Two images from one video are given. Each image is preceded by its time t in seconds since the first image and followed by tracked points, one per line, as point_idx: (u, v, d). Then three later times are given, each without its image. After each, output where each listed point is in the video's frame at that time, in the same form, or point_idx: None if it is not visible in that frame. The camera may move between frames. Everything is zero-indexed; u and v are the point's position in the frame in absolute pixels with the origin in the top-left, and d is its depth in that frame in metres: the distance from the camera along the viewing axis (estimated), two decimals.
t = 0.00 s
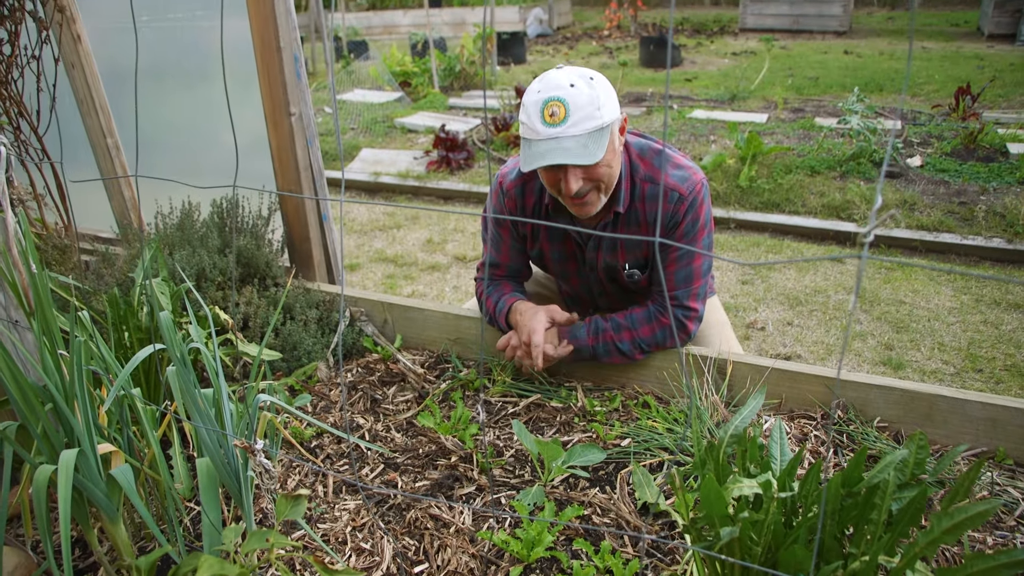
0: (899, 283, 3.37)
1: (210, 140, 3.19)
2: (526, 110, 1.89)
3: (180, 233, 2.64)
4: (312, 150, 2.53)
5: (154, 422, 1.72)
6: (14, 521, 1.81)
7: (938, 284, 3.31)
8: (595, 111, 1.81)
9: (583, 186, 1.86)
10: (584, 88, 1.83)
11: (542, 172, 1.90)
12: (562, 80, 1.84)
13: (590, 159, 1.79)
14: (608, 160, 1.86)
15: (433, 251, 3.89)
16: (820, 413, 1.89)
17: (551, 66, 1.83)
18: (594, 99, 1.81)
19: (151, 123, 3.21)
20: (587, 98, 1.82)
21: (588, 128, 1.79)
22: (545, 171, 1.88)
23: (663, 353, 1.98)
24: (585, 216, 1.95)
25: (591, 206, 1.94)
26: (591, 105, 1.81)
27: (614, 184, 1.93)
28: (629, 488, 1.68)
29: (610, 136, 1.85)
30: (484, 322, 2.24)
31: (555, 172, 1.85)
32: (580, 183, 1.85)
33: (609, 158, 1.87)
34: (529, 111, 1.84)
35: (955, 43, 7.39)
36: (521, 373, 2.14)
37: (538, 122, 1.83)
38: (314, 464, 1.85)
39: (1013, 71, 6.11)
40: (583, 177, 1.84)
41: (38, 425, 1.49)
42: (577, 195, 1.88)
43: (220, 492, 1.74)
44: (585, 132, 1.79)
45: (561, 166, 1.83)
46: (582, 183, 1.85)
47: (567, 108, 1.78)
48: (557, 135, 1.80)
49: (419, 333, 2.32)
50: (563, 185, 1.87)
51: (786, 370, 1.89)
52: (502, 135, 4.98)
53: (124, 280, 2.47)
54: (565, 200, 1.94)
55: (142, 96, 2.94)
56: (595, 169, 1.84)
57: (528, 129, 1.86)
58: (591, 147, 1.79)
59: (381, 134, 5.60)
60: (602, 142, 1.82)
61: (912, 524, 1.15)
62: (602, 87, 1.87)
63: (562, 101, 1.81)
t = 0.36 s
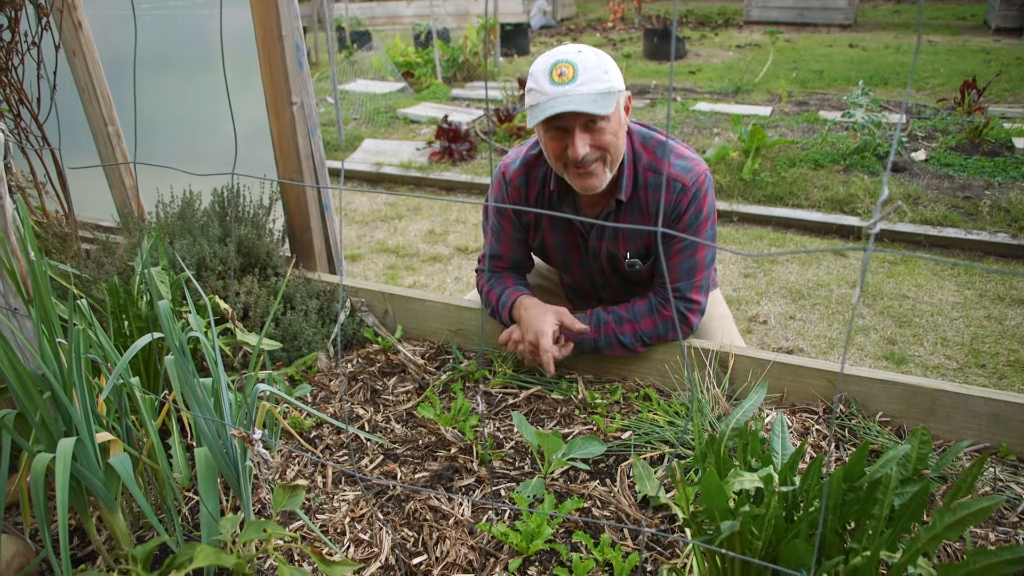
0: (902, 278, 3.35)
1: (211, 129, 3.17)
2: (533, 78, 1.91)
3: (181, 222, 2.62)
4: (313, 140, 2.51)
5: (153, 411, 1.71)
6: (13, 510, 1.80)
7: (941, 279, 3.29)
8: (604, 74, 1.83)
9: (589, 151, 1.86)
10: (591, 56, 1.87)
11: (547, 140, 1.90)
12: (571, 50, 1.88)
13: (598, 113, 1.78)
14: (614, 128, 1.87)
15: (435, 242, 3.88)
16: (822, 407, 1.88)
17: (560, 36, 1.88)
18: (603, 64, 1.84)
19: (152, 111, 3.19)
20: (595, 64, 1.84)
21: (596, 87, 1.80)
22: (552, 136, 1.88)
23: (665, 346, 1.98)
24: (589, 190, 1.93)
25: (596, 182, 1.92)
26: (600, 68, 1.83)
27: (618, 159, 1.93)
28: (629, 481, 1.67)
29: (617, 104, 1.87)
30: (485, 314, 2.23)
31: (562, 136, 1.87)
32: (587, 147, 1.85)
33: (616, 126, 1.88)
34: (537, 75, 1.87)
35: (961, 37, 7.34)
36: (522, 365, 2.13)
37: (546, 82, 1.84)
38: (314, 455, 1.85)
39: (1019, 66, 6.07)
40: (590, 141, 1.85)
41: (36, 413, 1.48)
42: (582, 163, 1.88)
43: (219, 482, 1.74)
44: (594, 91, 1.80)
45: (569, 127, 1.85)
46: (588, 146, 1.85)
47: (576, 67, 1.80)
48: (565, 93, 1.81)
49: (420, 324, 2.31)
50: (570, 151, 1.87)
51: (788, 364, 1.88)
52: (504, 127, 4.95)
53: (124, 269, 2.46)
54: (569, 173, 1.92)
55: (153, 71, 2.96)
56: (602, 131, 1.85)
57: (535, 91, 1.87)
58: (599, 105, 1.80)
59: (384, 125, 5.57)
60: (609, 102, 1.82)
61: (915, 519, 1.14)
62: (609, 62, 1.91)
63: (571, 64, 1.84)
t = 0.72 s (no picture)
0: (899, 285, 3.35)
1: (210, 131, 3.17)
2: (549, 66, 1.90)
3: (179, 224, 2.62)
4: (312, 142, 2.52)
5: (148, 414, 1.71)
6: (7, 511, 1.80)
7: (939, 286, 3.29)
8: (622, 68, 1.83)
9: (604, 143, 1.86)
10: (609, 51, 1.88)
11: (561, 131, 1.89)
12: (589, 42, 1.89)
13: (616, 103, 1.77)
14: (629, 121, 1.87)
15: (433, 245, 3.88)
16: (817, 414, 1.88)
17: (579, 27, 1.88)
18: (621, 58, 1.84)
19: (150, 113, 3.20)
20: (614, 55, 1.85)
21: (615, 78, 1.80)
22: (567, 127, 1.87)
23: (661, 351, 1.98)
24: (600, 184, 1.91)
25: (608, 176, 1.91)
26: (618, 62, 1.84)
27: (630, 154, 1.93)
28: (624, 487, 1.67)
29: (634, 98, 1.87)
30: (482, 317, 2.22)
31: (579, 127, 1.87)
32: (603, 138, 1.85)
33: (631, 120, 1.89)
34: (555, 62, 1.86)
35: (960, 45, 7.36)
36: (518, 370, 2.12)
37: (565, 69, 1.83)
38: (309, 458, 1.84)
39: (1018, 74, 6.08)
40: (605, 132, 1.86)
41: (30, 415, 1.48)
42: (597, 155, 1.87)
43: (214, 485, 1.73)
44: (612, 82, 1.80)
45: (586, 118, 1.85)
46: (603, 137, 1.84)
47: (597, 55, 1.80)
48: (584, 80, 1.80)
49: (417, 327, 2.32)
50: (585, 142, 1.87)
51: (784, 370, 1.88)
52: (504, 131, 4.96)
53: (121, 271, 2.46)
54: (580, 166, 1.91)
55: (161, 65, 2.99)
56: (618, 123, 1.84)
57: (553, 77, 1.85)
58: (617, 95, 1.80)
59: (384, 128, 5.58)
60: (626, 95, 1.81)
61: (908, 527, 1.14)
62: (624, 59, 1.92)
63: (591, 54, 1.84)
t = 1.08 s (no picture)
0: (897, 284, 3.36)
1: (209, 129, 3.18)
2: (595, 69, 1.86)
3: (178, 223, 2.62)
4: (311, 141, 2.52)
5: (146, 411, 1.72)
6: (6, 508, 1.80)
7: (936, 285, 3.30)
8: (670, 80, 1.81)
9: (646, 151, 1.82)
10: (657, 61, 1.86)
11: (603, 135, 1.84)
12: (637, 49, 1.86)
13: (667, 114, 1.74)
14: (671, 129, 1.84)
15: (432, 243, 3.89)
16: (815, 413, 1.89)
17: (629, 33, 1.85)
18: (669, 70, 1.83)
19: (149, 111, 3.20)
20: (662, 67, 1.84)
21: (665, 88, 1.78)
22: (611, 132, 1.82)
23: (660, 350, 1.98)
24: (636, 191, 1.88)
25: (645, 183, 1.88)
26: (668, 74, 1.82)
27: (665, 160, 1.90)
28: (622, 485, 1.68)
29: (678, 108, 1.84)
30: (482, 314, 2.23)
31: (623, 133, 1.82)
32: (647, 146, 1.82)
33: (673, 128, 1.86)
34: (603, 65, 1.82)
35: (959, 45, 7.37)
36: (516, 368, 2.13)
37: (615, 75, 1.80)
38: (307, 456, 1.85)
39: (1016, 75, 6.09)
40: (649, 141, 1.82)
41: (29, 412, 1.49)
42: (638, 162, 1.83)
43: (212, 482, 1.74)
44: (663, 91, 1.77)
45: (633, 125, 1.80)
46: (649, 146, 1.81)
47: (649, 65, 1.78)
48: (635, 88, 1.78)
49: (415, 326, 2.32)
50: (628, 148, 1.83)
51: (782, 370, 1.89)
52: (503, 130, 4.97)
53: (119, 269, 2.46)
54: (616, 170, 1.87)
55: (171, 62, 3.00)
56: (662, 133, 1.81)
57: (601, 81, 1.81)
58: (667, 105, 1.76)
59: (383, 126, 5.58)
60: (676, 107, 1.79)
61: (903, 525, 1.14)
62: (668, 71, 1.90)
63: (641, 61, 1.82)
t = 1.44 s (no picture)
0: (896, 278, 3.36)
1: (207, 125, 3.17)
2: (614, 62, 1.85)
3: (176, 217, 2.62)
4: (309, 136, 2.52)
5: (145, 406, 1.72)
6: (5, 503, 1.80)
7: (935, 279, 3.30)
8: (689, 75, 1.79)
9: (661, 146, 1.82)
10: (676, 53, 1.83)
11: (618, 130, 1.84)
12: (657, 42, 1.83)
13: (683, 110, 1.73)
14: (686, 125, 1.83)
15: (431, 238, 3.89)
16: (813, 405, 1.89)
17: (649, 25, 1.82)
18: (687, 64, 1.80)
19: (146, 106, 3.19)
20: (680, 58, 1.81)
21: (682, 84, 1.76)
22: (626, 127, 1.82)
23: (658, 343, 1.98)
24: (649, 185, 1.88)
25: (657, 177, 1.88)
26: (687, 68, 1.80)
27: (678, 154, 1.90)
28: (620, 478, 1.68)
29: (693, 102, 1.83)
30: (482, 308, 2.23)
31: (637, 127, 1.82)
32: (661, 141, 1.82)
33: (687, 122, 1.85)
34: (621, 59, 1.81)
35: (958, 39, 7.36)
36: (514, 361, 2.13)
37: (634, 70, 1.79)
38: (306, 449, 1.85)
39: (1015, 68, 6.09)
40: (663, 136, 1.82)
41: (28, 406, 1.49)
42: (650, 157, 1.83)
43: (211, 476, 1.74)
44: (680, 87, 1.75)
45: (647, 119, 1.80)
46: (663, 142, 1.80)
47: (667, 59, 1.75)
48: (653, 84, 1.76)
49: (413, 319, 2.32)
50: (641, 143, 1.83)
51: (780, 362, 1.89)
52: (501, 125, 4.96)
53: (118, 264, 2.46)
54: (630, 164, 1.88)
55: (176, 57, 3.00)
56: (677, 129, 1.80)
57: (619, 76, 1.80)
58: (684, 102, 1.75)
59: (382, 121, 5.58)
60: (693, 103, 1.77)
61: (900, 516, 1.15)
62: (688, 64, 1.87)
63: (659, 55, 1.80)
